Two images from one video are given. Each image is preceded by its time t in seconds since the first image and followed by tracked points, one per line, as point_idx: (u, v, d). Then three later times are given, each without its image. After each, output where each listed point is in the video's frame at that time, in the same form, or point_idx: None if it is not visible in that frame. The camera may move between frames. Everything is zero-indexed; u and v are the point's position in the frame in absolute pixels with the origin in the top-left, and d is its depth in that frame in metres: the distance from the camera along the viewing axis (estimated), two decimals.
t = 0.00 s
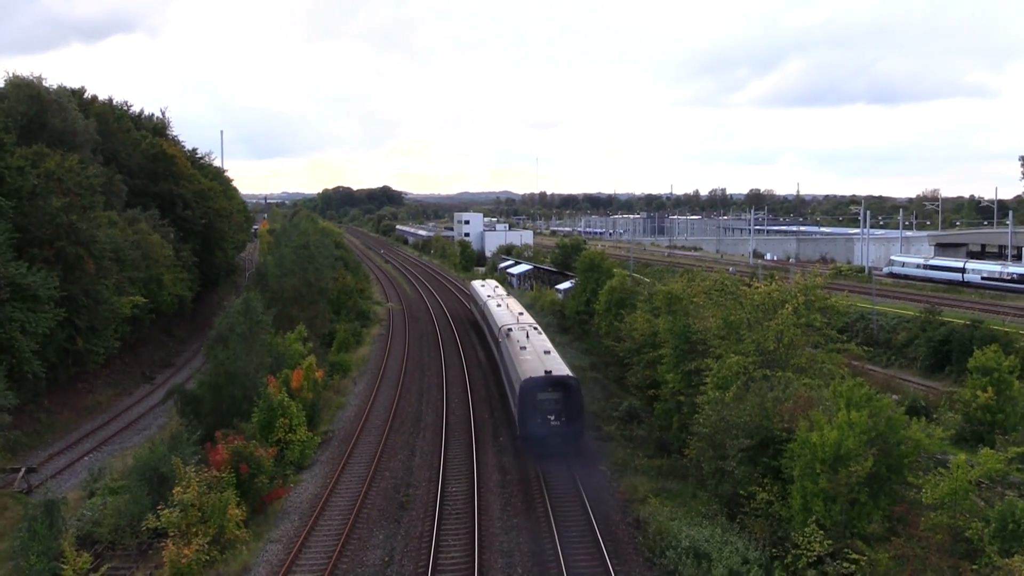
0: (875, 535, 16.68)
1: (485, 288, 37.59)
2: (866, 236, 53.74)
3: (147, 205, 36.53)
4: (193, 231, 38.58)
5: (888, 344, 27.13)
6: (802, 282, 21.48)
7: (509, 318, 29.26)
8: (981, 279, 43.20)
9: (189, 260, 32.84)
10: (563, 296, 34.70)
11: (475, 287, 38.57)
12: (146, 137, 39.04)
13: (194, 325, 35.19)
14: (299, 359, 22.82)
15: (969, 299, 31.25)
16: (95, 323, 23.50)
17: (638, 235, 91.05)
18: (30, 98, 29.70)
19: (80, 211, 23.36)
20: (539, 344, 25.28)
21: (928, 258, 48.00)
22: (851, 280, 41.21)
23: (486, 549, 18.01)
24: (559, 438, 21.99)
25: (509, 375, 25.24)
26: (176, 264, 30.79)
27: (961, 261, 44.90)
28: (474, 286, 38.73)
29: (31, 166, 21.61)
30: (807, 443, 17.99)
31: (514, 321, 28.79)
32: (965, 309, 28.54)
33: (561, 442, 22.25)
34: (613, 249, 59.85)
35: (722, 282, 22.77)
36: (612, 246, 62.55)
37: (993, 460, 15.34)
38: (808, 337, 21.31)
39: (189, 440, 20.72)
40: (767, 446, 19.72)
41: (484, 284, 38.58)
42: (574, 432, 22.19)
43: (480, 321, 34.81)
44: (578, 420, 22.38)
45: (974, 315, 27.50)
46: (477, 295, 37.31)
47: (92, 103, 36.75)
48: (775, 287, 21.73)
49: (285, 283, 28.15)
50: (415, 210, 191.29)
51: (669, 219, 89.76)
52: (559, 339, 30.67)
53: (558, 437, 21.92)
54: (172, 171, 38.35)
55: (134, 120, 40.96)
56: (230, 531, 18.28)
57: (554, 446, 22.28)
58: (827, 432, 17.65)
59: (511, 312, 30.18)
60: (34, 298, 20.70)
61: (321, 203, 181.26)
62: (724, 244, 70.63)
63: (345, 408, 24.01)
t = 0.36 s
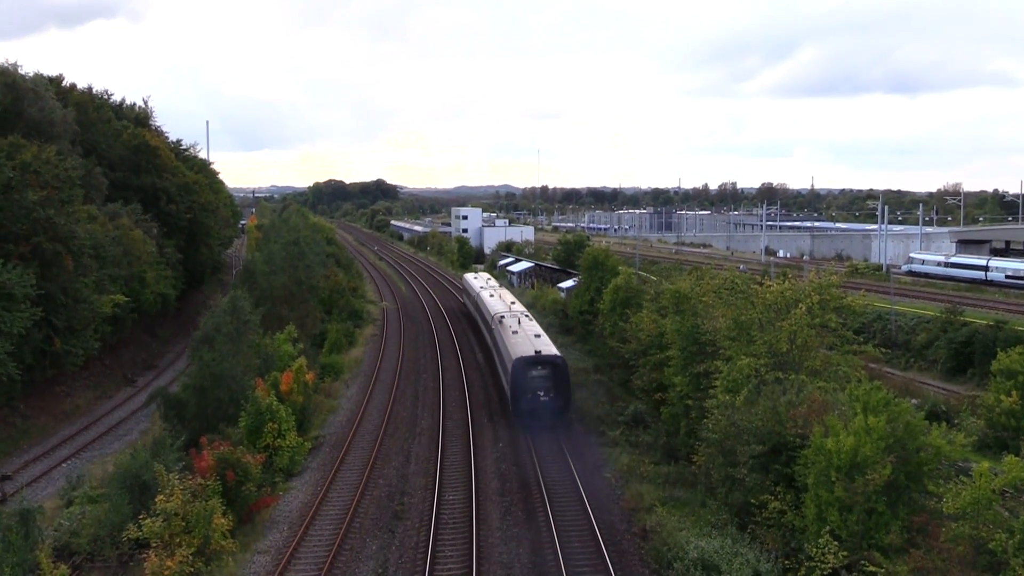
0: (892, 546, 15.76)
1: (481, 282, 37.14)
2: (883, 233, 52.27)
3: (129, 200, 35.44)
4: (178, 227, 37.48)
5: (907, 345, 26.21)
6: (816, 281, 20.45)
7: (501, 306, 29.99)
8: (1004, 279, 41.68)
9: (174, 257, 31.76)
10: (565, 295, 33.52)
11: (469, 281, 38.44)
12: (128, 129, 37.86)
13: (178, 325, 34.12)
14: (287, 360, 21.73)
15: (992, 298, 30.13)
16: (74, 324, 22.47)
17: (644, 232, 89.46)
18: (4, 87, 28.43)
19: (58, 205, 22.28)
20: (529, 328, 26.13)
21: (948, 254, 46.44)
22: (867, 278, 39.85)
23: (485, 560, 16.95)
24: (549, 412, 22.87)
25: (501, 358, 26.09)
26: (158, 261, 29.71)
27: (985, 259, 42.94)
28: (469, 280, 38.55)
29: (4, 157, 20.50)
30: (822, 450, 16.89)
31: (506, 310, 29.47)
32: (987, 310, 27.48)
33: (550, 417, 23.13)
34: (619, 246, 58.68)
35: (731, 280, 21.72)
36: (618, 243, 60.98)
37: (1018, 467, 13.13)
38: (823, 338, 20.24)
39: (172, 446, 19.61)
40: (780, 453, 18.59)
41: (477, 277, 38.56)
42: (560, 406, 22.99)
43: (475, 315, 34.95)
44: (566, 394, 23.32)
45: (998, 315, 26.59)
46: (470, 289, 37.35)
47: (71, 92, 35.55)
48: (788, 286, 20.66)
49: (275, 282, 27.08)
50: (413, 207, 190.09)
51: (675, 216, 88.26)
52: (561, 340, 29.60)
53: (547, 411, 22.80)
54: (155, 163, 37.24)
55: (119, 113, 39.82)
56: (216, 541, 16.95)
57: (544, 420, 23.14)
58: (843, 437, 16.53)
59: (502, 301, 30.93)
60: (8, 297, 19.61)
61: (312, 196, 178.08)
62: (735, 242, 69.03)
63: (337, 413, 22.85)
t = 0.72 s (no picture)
0: (908, 554, 14.59)
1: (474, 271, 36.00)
2: (897, 227, 51.00)
3: (108, 190, 34.47)
4: (161, 219, 36.48)
5: (924, 345, 25.70)
6: (829, 277, 19.54)
7: (491, 294, 30.29)
8: None
9: (156, 250, 30.81)
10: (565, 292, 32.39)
11: (459, 270, 37.55)
12: (109, 116, 36.74)
13: (161, 323, 33.17)
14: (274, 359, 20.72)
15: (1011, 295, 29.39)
16: (51, 320, 21.52)
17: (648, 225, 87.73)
18: None
19: (36, 196, 21.32)
20: (519, 313, 26.59)
21: (967, 250, 45.07)
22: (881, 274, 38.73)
23: (482, 568, 16.04)
24: (538, 389, 23.37)
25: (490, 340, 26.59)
26: (140, 254, 28.76)
27: (1006, 255, 41.35)
28: (459, 269, 37.50)
29: None
30: (835, 453, 15.80)
31: (496, 297, 29.80)
32: (1006, 307, 26.81)
33: (538, 394, 23.66)
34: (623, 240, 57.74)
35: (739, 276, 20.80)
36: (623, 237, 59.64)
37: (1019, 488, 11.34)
38: (836, 337, 19.36)
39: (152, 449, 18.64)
40: (790, 457, 17.70)
41: (468, 265, 37.58)
42: (548, 384, 23.52)
43: (467, 305, 34.78)
44: (553, 373, 23.87)
45: (1019, 313, 25.77)
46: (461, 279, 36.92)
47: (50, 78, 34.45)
48: (799, 282, 19.80)
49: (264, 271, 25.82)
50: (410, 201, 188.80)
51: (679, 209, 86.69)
52: (562, 338, 28.69)
53: (535, 388, 23.29)
54: (137, 152, 36.25)
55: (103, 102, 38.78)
56: (199, 548, 16.10)
57: (532, 397, 23.65)
58: (856, 441, 15.44)
59: (493, 289, 31.16)
60: None
61: (301, 187, 173.84)
62: (743, 236, 67.29)
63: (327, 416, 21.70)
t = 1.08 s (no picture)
0: (920, 563, 13.54)
1: (459, 262, 35.96)
2: (910, 221, 50.00)
3: (86, 180, 33.40)
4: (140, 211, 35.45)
5: (937, 345, 25.00)
6: (838, 273, 18.73)
7: (478, 280, 31.04)
8: None
9: (135, 244, 29.85)
10: (563, 287, 31.37)
11: (445, 260, 37.54)
12: (87, 102, 35.43)
13: (141, 320, 32.22)
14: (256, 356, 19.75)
15: None
16: (24, 316, 20.61)
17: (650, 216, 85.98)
18: None
19: (8, 186, 20.39)
20: (506, 297, 27.49)
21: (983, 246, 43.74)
22: (895, 271, 37.90)
23: None
24: (523, 368, 24.39)
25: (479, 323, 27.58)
26: (118, 248, 27.86)
27: None
28: (445, 258, 37.47)
29: None
30: (846, 456, 14.72)
31: (484, 283, 30.51)
32: None
33: (523, 372, 24.71)
34: (625, 234, 56.70)
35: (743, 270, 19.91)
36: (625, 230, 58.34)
37: None
38: (846, 335, 18.53)
39: (131, 451, 17.74)
40: (797, 460, 16.78)
41: (455, 256, 37.58)
42: (533, 363, 24.59)
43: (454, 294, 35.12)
44: (538, 352, 24.91)
45: None
46: (448, 269, 36.98)
47: (24, 62, 33.17)
48: (808, 277, 18.93)
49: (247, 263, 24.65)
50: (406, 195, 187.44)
51: (683, 200, 85.00)
52: (560, 337, 27.84)
53: (521, 366, 24.33)
54: (115, 141, 35.11)
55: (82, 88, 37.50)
56: (181, 556, 15.12)
57: (518, 375, 24.70)
58: (866, 442, 14.37)
59: (480, 276, 31.80)
60: None
61: (286, 177, 167.29)
62: (754, 231, 66.18)
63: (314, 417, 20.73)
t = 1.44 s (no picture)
0: None
1: (443, 253, 35.74)
2: (925, 216, 48.65)
3: (54, 174, 31.45)
4: (110, 204, 33.81)
5: (956, 346, 24.03)
6: (850, 270, 17.61)
7: (461, 269, 31.22)
8: None
9: (104, 239, 28.64)
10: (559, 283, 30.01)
11: (430, 252, 37.58)
12: (53, 86, 33.03)
13: (109, 319, 31.01)
14: (234, 358, 18.67)
15: None
16: None
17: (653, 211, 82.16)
18: None
19: None
20: (490, 284, 27.94)
21: (1004, 241, 42.21)
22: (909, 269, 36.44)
23: None
24: (506, 353, 24.87)
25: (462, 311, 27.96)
26: (87, 244, 26.75)
27: None
28: (429, 251, 37.79)
29: None
30: (857, 465, 13.35)
31: (468, 271, 30.64)
32: None
33: (506, 356, 25.21)
34: (626, 228, 55.36)
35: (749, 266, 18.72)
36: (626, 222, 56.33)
37: None
38: (858, 336, 17.49)
39: (99, 461, 16.60)
40: (807, 469, 15.86)
41: (438, 247, 37.65)
42: (516, 345, 25.03)
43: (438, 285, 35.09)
44: (520, 337, 25.41)
45: None
46: (431, 260, 36.71)
47: None
48: (818, 275, 17.82)
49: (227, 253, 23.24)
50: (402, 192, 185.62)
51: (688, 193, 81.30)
52: (556, 338, 26.82)
53: (504, 351, 24.81)
54: (85, 130, 33.19)
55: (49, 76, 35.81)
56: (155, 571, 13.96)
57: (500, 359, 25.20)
58: (879, 450, 13.03)
59: (463, 265, 31.97)
60: None
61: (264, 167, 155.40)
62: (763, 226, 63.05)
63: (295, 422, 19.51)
